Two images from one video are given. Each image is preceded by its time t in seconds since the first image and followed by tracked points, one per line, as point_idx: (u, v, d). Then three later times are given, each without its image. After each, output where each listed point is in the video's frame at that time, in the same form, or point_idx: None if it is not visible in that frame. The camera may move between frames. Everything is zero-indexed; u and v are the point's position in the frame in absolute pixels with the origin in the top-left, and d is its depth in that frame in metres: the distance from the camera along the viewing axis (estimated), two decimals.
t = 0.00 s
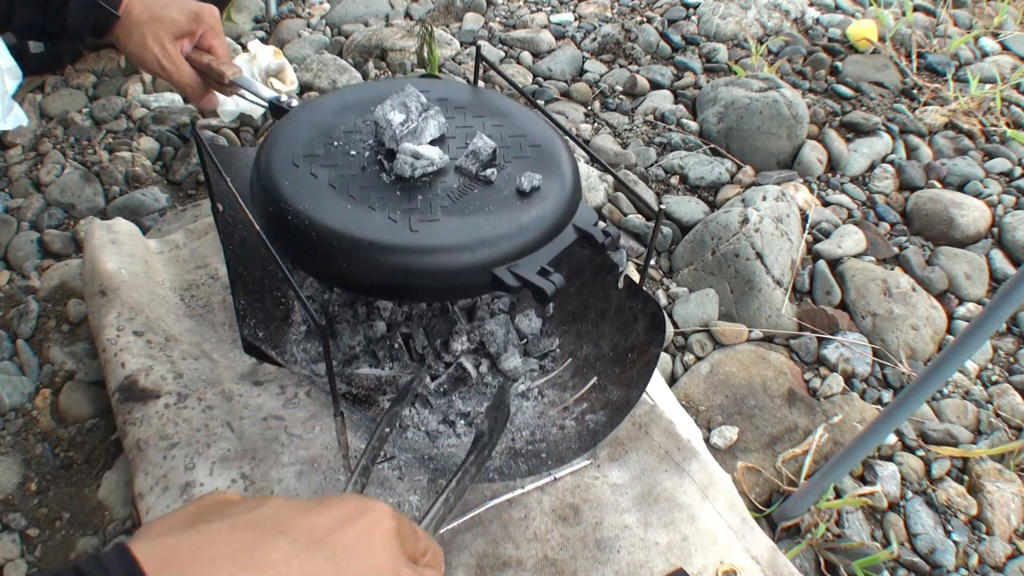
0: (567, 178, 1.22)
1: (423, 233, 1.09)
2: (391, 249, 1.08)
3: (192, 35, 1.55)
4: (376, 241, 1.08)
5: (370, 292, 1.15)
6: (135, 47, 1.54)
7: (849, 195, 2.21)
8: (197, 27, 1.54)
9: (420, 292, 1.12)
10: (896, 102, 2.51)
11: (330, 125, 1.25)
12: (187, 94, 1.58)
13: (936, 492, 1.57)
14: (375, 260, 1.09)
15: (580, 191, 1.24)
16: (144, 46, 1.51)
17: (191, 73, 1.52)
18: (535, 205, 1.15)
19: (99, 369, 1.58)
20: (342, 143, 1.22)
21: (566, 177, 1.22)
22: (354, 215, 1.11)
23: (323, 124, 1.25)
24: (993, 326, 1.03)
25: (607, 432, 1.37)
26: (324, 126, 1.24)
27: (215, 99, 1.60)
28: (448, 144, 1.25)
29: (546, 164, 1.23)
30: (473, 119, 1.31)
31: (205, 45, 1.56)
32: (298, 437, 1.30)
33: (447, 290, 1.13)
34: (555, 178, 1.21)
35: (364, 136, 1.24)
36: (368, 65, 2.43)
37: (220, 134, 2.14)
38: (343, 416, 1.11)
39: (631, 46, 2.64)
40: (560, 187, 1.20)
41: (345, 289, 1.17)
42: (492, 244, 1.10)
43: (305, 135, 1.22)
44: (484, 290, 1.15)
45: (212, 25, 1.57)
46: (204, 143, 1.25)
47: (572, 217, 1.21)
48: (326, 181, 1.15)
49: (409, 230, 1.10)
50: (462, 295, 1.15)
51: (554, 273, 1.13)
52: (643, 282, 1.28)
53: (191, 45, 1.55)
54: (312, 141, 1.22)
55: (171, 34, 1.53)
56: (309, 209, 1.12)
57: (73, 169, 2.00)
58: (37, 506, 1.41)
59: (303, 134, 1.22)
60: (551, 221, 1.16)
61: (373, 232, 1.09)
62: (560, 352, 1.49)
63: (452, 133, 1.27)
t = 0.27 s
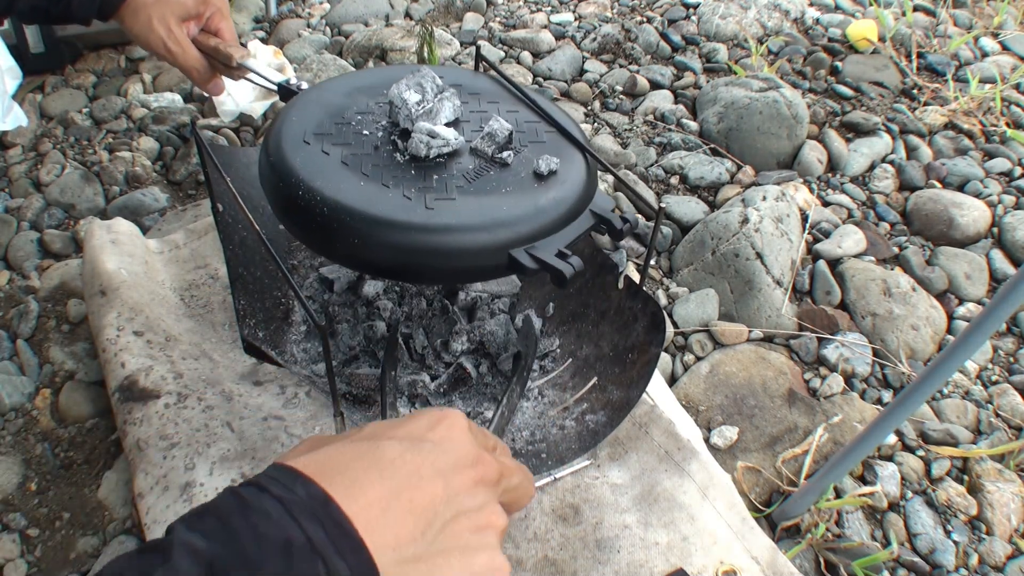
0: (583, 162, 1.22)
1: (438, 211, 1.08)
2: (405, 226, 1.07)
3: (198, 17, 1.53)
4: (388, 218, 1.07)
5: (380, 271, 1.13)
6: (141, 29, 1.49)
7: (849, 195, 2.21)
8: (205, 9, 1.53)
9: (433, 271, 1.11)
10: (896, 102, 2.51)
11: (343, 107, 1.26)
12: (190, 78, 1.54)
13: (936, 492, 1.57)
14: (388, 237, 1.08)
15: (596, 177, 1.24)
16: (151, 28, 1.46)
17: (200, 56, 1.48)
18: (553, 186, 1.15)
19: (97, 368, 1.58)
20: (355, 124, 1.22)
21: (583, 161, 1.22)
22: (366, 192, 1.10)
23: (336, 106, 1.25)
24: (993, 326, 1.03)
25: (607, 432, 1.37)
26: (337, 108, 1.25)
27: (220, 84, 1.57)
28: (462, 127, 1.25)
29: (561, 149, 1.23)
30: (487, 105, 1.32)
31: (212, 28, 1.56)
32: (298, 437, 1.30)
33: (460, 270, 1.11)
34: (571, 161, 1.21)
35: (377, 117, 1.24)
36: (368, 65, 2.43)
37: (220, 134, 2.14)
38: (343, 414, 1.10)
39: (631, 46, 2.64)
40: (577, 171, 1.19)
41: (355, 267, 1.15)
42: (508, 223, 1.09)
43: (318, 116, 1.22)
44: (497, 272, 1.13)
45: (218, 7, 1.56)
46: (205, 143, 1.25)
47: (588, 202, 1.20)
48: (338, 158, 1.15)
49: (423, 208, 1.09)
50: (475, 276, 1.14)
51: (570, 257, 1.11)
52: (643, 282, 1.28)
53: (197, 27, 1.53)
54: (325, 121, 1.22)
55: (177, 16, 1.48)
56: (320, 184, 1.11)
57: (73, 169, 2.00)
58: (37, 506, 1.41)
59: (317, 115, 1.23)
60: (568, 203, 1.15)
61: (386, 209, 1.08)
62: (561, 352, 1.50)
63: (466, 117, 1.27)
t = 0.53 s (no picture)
0: (587, 169, 1.22)
1: (438, 216, 1.08)
2: (404, 230, 1.07)
3: (201, 15, 1.52)
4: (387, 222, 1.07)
5: (379, 275, 1.13)
6: (143, 25, 1.47)
7: (849, 195, 2.21)
8: (208, 7, 1.51)
9: (433, 277, 1.10)
10: (896, 102, 2.51)
11: (346, 108, 1.26)
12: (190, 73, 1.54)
13: (936, 492, 1.57)
14: (386, 241, 1.08)
15: (598, 184, 1.24)
16: (153, 25, 1.45)
17: (202, 54, 1.49)
18: (555, 193, 1.15)
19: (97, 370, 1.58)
20: (356, 126, 1.22)
21: (586, 168, 1.22)
22: (366, 195, 1.11)
23: (338, 107, 1.26)
24: (993, 326, 1.03)
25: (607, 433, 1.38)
26: (339, 109, 1.25)
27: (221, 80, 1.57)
28: (465, 132, 1.25)
29: (564, 155, 1.23)
30: (491, 109, 1.32)
31: (214, 25, 1.54)
32: (298, 437, 1.30)
33: (460, 276, 1.11)
34: (574, 169, 1.20)
35: (379, 120, 1.25)
36: (368, 65, 2.43)
37: (220, 134, 2.14)
38: (343, 414, 1.10)
39: (631, 46, 2.64)
40: (580, 177, 1.19)
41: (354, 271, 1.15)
42: (509, 229, 1.09)
43: (320, 118, 1.23)
44: (497, 279, 1.13)
45: (221, 5, 1.54)
46: (205, 143, 1.25)
47: (591, 210, 1.19)
48: (339, 160, 1.15)
49: (424, 212, 1.09)
50: (475, 283, 1.13)
51: (571, 264, 1.10)
52: (643, 282, 1.28)
53: (199, 24, 1.52)
54: (326, 123, 1.22)
55: (180, 13, 1.47)
56: (319, 185, 1.12)
57: (73, 169, 2.00)
58: (37, 507, 1.41)
59: (318, 117, 1.23)
60: (570, 210, 1.15)
61: (385, 212, 1.09)
62: (561, 352, 1.50)
63: (469, 121, 1.28)
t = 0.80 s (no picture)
0: (586, 170, 1.22)
1: (437, 219, 1.08)
2: (403, 233, 1.07)
3: (201, 17, 1.51)
4: (386, 225, 1.08)
5: (378, 278, 1.13)
6: (144, 27, 1.46)
7: (849, 195, 2.21)
8: (209, 9, 1.51)
9: (431, 280, 1.10)
10: (896, 102, 2.51)
11: (345, 110, 1.26)
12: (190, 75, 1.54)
13: (936, 492, 1.57)
14: (385, 244, 1.08)
15: (598, 186, 1.24)
16: (155, 27, 1.44)
17: (202, 56, 1.49)
18: (554, 195, 1.15)
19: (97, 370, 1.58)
20: (356, 129, 1.22)
21: (586, 169, 1.22)
22: (365, 198, 1.11)
23: (338, 109, 1.26)
24: (993, 326, 1.03)
25: (607, 432, 1.38)
26: (339, 111, 1.25)
27: (220, 82, 1.58)
28: (464, 133, 1.25)
29: (564, 157, 1.23)
30: (491, 110, 1.32)
31: (215, 27, 1.54)
32: (298, 437, 1.30)
33: (459, 279, 1.11)
34: (574, 170, 1.20)
35: (378, 122, 1.25)
36: (368, 65, 2.43)
37: (220, 134, 2.14)
38: (343, 414, 1.10)
39: (631, 46, 2.64)
40: (579, 179, 1.19)
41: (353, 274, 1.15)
42: (508, 232, 1.09)
43: (320, 120, 1.23)
44: (496, 282, 1.13)
45: (222, 6, 1.54)
46: (204, 143, 1.25)
47: (590, 211, 1.19)
48: (338, 163, 1.15)
49: (423, 215, 1.09)
50: (474, 285, 1.13)
51: (570, 266, 1.10)
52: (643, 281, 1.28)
53: (200, 26, 1.51)
54: (326, 125, 1.22)
55: (181, 15, 1.46)
56: (318, 188, 1.12)
57: (73, 169, 2.00)
58: (37, 506, 1.41)
59: (318, 119, 1.23)
60: (570, 212, 1.14)
61: (384, 215, 1.09)
62: (561, 352, 1.50)
63: (469, 123, 1.28)
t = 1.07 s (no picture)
0: (583, 168, 1.22)
1: (433, 217, 1.08)
2: (399, 232, 1.07)
3: (200, 18, 1.51)
4: (382, 223, 1.08)
5: (374, 277, 1.13)
6: (142, 28, 1.47)
7: (849, 195, 2.21)
8: (206, 10, 1.51)
9: (427, 278, 1.10)
10: (896, 102, 2.51)
11: (342, 110, 1.26)
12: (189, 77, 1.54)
13: (936, 492, 1.57)
14: (381, 243, 1.08)
15: (594, 184, 1.23)
16: (153, 29, 1.45)
17: (201, 58, 1.50)
18: (550, 193, 1.15)
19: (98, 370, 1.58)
20: (352, 128, 1.22)
21: (582, 167, 1.22)
22: (361, 196, 1.11)
23: (334, 109, 1.26)
24: (993, 326, 1.03)
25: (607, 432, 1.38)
26: (335, 111, 1.26)
27: (219, 83, 1.58)
28: (461, 132, 1.25)
29: (560, 155, 1.23)
30: (487, 109, 1.32)
31: (213, 29, 1.55)
32: (298, 437, 1.30)
33: (455, 277, 1.11)
34: (571, 168, 1.20)
35: (375, 121, 1.25)
36: (368, 65, 2.43)
37: (220, 134, 2.14)
38: (342, 413, 1.10)
39: (631, 46, 2.64)
40: (575, 177, 1.19)
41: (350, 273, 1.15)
42: (504, 230, 1.09)
43: (316, 120, 1.23)
44: (492, 280, 1.13)
45: (220, 8, 1.55)
46: (204, 143, 1.25)
47: (587, 209, 1.19)
48: (334, 162, 1.15)
49: (418, 214, 1.09)
50: (471, 283, 1.13)
51: (566, 264, 1.09)
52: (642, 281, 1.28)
53: (198, 27, 1.52)
54: (322, 125, 1.22)
55: (179, 17, 1.47)
56: (314, 188, 1.12)
57: (73, 169, 2.00)
58: (37, 506, 1.41)
59: (314, 119, 1.23)
60: (566, 210, 1.14)
61: (380, 214, 1.09)
62: (560, 351, 1.50)
63: (465, 122, 1.28)
